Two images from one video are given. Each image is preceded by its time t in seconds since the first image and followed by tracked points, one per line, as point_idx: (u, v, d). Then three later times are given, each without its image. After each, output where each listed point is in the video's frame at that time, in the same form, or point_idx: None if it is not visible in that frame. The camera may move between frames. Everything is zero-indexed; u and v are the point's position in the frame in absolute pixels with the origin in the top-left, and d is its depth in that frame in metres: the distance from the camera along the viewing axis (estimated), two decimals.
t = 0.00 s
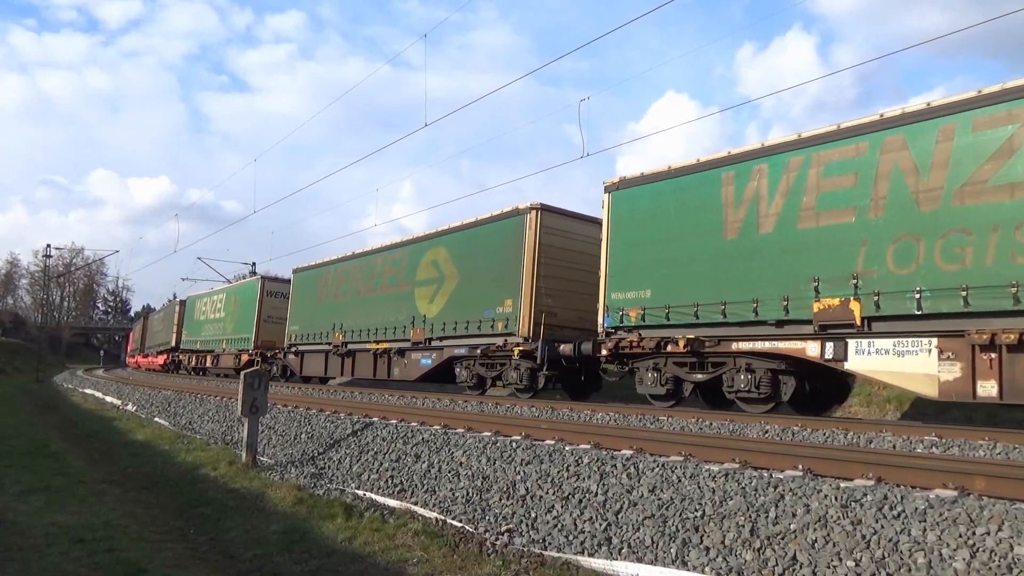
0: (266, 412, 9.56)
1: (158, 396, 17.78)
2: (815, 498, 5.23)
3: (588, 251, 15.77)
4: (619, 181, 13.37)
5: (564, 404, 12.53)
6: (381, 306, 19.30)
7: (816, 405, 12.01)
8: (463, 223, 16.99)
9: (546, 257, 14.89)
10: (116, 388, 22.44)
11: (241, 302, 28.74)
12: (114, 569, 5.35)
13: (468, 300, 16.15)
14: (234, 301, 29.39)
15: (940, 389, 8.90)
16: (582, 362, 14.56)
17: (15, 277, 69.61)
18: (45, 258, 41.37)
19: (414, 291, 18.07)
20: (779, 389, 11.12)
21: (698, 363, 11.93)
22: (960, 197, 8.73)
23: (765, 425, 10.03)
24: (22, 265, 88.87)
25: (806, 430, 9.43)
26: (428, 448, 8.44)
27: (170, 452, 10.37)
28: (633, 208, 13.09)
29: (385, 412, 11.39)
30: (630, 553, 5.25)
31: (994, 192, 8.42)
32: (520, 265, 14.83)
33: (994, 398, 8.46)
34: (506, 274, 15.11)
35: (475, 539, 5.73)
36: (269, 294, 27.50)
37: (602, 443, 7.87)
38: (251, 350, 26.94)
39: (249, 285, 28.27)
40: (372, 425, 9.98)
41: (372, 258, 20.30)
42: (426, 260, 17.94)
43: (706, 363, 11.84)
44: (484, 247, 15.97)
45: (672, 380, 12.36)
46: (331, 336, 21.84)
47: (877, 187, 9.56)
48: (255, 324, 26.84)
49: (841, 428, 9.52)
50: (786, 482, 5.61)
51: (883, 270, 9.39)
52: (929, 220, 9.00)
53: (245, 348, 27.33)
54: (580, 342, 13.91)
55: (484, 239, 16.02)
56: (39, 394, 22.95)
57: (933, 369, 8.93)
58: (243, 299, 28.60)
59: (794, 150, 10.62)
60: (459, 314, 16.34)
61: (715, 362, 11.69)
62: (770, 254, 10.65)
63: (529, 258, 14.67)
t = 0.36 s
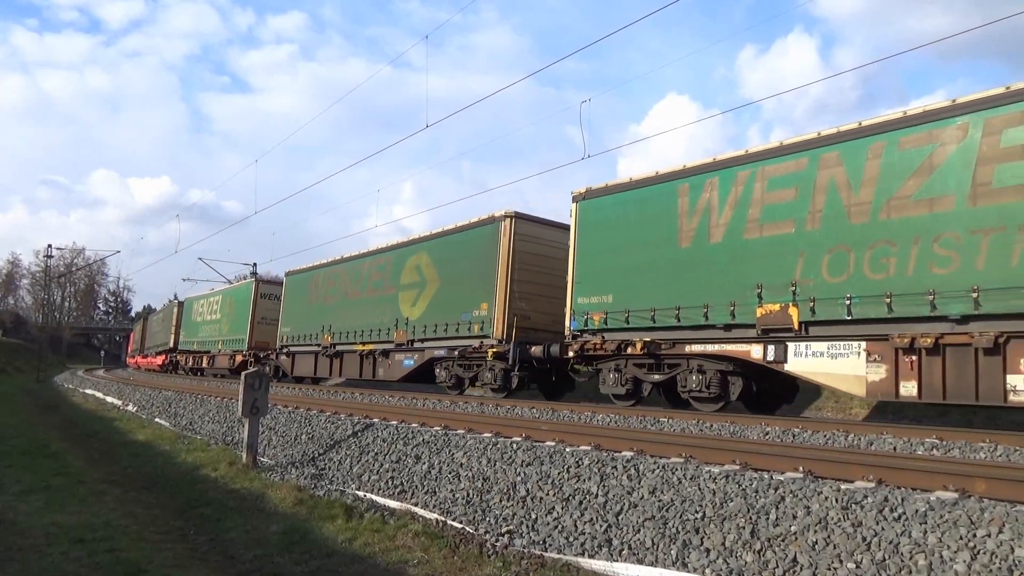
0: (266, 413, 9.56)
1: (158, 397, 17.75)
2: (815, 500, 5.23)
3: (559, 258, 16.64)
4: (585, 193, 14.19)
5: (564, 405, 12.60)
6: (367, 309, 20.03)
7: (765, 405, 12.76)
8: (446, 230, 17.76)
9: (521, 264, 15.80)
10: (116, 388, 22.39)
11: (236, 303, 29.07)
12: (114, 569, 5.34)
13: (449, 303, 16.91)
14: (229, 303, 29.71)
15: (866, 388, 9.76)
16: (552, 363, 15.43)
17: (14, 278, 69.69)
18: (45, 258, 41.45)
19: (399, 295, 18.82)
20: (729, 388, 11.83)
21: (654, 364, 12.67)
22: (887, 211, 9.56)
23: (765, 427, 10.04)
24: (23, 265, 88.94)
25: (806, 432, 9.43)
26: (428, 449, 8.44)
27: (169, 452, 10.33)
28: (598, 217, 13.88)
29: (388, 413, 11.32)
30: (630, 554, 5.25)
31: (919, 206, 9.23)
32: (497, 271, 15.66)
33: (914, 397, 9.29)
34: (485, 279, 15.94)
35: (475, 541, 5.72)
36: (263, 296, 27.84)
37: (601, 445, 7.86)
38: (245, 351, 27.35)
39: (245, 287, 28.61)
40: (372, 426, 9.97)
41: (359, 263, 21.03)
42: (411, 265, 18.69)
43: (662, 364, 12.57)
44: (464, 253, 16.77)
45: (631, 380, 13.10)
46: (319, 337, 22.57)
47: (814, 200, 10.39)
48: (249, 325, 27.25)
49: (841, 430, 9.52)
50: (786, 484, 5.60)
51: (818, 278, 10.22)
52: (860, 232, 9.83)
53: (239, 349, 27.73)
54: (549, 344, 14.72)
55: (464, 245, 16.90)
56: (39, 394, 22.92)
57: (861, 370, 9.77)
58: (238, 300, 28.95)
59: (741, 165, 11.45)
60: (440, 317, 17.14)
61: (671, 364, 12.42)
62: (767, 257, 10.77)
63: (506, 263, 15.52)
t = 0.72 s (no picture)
0: (266, 414, 9.56)
1: (158, 398, 17.73)
2: (815, 502, 5.23)
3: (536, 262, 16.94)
4: (552, 201, 14.57)
5: (565, 406, 12.65)
6: (353, 312, 20.47)
7: (722, 401, 13.13)
8: (428, 235, 18.12)
9: (498, 267, 16.09)
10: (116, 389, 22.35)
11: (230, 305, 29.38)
12: (114, 570, 5.34)
13: (429, 306, 17.32)
14: (224, 304, 29.99)
15: (804, 388, 10.14)
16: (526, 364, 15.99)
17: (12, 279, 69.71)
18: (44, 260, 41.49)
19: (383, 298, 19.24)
20: (685, 389, 12.15)
21: (614, 365, 13.04)
22: (823, 223, 9.94)
23: (766, 428, 10.05)
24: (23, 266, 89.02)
25: (806, 434, 9.44)
26: (428, 450, 8.44)
27: (169, 454, 10.31)
28: (563, 226, 14.27)
29: (387, 416, 11.26)
30: (629, 556, 5.25)
31: (852, 218, 9.60)
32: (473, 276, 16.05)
33: (845, 396, 9.68)
34: (462, 283, 16.32)
35: (475, 542, 5.72)
36: (258, 298, 28.18)
37: (602, 447, 7.86)
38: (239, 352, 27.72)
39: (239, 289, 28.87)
40: (372, 427, 9.96)
41: (347, 267, 21.44)
42: (394, 269, 19.08)
43: (623, 364, 12.89)
44: (444, 258, 17.15)
45: (596, 380, 13.44)
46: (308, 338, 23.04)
47: (758, 212, 10.77)
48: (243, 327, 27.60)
49: (842, 432, 9.53)
50: (787, 485, 5.61)
51: (760, 285, 10.56)
52: (798, 242, 10.18)
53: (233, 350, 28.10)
54: (523, 346, 15.16)
55: (442, 251, 17.29)
56: (39, 395, 22.91)
57: (798, 371, 10.18)
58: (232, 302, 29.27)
59: (693, 178, 11.85)
60: (420, 319, 17.56)
61: (630, 365, 12.78)
62: (736, 261, 10.91)
63: (481, 269, 15.90)
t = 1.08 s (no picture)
0: (267, 415, 9.57)
1: (158, 399, 17.73)
2: (816, 503, 5.23)
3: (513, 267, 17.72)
4: (528, 209, 15.32)
5: (566, 409, 12.59)
6: (342, 314, 21.23)
7: (680, 402, 13.97)
8: (411, 241, 18.91)
9: (476, 272, 16.90)
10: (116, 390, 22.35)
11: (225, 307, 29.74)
12: (114, 571, 5.35)
13: (413, 309, 18.07)
14: (219, 306, 30.33)
15: (751, 388, 10.77)
16: (501, 365, 16.34)
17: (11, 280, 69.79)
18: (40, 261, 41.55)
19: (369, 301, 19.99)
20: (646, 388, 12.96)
21: (580, 366, 13.77)
22: (768, 233, 10.60)
23: (767, 430, 10.03)
24: (24, 267, 89.19)
25: (806, 436, 9.44)
26: (430, 451, 8.44)
27: (170, 454, 10.33)
28: (537, 232, 15.00)
29: (386, 416, 11.33)
30: (630, 557, 5.25)
31: (793, 228, 10.25)
32: (453, 280, 16.80)
33: (787, 395, 10.29)
34: (443, 287, 17.09)
35: (475, 543, 5.72)
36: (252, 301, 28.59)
37: (603, 448, 7.86)
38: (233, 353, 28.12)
39: (234, 292, 29.17)
40: (373, 428, 9.96)
41: (336, 271, 22.22)
42: (380, 273, 19.86)
43: (590, 365, 13.60)
44: (426, 263, 17.93)
45: (564, 381, 14.14)
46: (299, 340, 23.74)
47: (711, 222, 11.45)
48: (238, 329, 28.01)
49: (842, 434, 9.52)
50: (787, 487, 5.61)
51: (712, 290, 11.23)
52: (746, 250, 10.83)
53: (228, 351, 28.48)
54: (498, 348, 15.77)
55: (423, 257, 18.15)
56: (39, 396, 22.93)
57: (746, 372, 10.84)
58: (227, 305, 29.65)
59: (654, 189, 12.58)
60: (404, 321, 18.32)
61: (596, 365, 13.50)
62: (692, 267, 11.57)
63: (460, 273, 16.67)
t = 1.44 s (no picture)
0: (268, 415, 9.56)
1: (158, 399, 17.75)
2: (816, 504, 5.23)
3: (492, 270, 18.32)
4: (504, 216, 16.03)
5: (567, 410, 12.59)
6: (330, 316, 21.79)
7: (646, 399, 14.70)
8: (395, 245, 19.47)
9: (456, 276, 17.48)
10: (116, 390, 22.38)
11: (220, 308, 29.92)
12: (114, 571, 5.35)
13: (397, 312, 18.65)
14: (214, 307, 30.50)
15: (704, 387, 11.53)
16: (479, 365, 16.86)
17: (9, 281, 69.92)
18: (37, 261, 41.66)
19: (355, 304, 20.56)
20: (609, 388, 13.69)
21: (550, 367, 14.48)
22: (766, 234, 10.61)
23: (766, 431, 10.04)
24: (23, 267, 89.46)
25: (806, 436, 9.45)
26: (429, 451, 8.44)
27: (170, 454, 10.36)
28: (511, 237, 15.69)
29: (386, 416, 11.35)
30: (630, 558, 5.25)
31: (742, 236, 10.92)
32: (434, 283, 17.36)
33: (736, 394, 11.01)
34: (424, 290, 17.66)
35: (475, 544, 5.71)
36: (247, 302, 28.80)
37: (604, 449, 7.84)
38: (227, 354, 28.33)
39: (229, 294, 29.33)
40: (374, 428, 9.96)
41: (324, 274, 22.77)
42: (365, 276, 20.43)
43: (559, 366, 14.32)
44: (409, 267, 18.49)
45: (536, 380, 14.90)
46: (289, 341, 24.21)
47: (669, 230, 12.14)
48: (232, 329, 28.25)
49: (842, 434, 9.53)
50: (787, 488, 5.61)
51: (669, 295, 11.91)
52: (700, 257, 11.49)
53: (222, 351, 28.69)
54: (474, 349, 16.42)
55: (406, 260, 18.70)
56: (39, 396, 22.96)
57: (700, 372, 11.56)
58: (222, 306, 29.82)
59: (618, 198, 13.30)
60: (389, 323, 18.91)
61: (565, 366, 14.21)
62: (651, 274, 12.28)
63: (440, 277, 17.24)
